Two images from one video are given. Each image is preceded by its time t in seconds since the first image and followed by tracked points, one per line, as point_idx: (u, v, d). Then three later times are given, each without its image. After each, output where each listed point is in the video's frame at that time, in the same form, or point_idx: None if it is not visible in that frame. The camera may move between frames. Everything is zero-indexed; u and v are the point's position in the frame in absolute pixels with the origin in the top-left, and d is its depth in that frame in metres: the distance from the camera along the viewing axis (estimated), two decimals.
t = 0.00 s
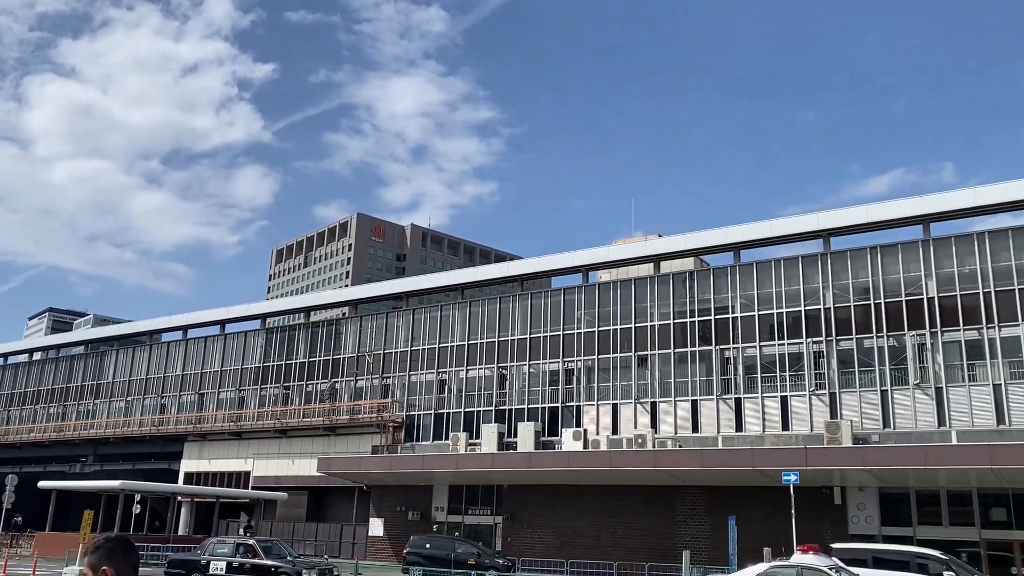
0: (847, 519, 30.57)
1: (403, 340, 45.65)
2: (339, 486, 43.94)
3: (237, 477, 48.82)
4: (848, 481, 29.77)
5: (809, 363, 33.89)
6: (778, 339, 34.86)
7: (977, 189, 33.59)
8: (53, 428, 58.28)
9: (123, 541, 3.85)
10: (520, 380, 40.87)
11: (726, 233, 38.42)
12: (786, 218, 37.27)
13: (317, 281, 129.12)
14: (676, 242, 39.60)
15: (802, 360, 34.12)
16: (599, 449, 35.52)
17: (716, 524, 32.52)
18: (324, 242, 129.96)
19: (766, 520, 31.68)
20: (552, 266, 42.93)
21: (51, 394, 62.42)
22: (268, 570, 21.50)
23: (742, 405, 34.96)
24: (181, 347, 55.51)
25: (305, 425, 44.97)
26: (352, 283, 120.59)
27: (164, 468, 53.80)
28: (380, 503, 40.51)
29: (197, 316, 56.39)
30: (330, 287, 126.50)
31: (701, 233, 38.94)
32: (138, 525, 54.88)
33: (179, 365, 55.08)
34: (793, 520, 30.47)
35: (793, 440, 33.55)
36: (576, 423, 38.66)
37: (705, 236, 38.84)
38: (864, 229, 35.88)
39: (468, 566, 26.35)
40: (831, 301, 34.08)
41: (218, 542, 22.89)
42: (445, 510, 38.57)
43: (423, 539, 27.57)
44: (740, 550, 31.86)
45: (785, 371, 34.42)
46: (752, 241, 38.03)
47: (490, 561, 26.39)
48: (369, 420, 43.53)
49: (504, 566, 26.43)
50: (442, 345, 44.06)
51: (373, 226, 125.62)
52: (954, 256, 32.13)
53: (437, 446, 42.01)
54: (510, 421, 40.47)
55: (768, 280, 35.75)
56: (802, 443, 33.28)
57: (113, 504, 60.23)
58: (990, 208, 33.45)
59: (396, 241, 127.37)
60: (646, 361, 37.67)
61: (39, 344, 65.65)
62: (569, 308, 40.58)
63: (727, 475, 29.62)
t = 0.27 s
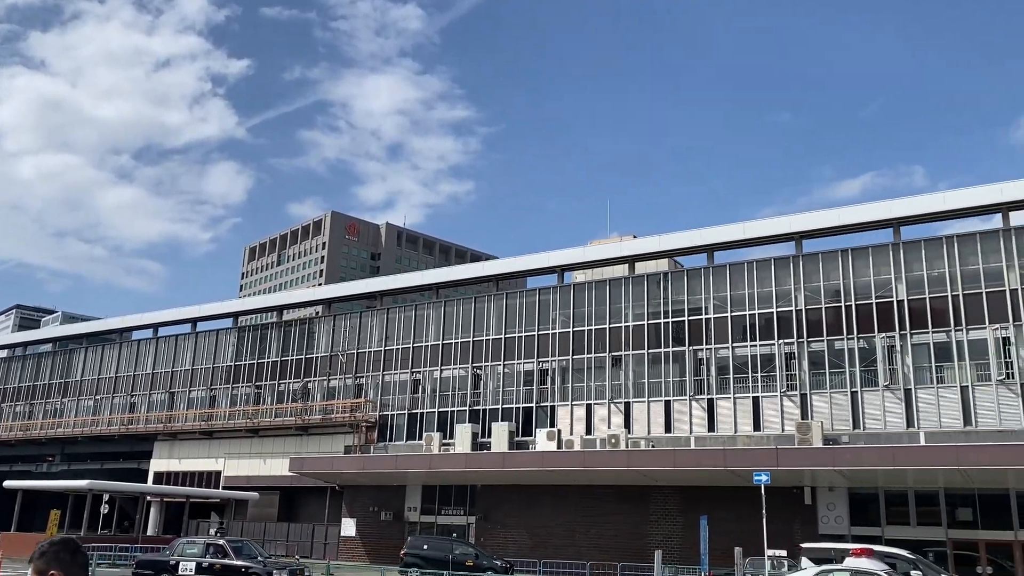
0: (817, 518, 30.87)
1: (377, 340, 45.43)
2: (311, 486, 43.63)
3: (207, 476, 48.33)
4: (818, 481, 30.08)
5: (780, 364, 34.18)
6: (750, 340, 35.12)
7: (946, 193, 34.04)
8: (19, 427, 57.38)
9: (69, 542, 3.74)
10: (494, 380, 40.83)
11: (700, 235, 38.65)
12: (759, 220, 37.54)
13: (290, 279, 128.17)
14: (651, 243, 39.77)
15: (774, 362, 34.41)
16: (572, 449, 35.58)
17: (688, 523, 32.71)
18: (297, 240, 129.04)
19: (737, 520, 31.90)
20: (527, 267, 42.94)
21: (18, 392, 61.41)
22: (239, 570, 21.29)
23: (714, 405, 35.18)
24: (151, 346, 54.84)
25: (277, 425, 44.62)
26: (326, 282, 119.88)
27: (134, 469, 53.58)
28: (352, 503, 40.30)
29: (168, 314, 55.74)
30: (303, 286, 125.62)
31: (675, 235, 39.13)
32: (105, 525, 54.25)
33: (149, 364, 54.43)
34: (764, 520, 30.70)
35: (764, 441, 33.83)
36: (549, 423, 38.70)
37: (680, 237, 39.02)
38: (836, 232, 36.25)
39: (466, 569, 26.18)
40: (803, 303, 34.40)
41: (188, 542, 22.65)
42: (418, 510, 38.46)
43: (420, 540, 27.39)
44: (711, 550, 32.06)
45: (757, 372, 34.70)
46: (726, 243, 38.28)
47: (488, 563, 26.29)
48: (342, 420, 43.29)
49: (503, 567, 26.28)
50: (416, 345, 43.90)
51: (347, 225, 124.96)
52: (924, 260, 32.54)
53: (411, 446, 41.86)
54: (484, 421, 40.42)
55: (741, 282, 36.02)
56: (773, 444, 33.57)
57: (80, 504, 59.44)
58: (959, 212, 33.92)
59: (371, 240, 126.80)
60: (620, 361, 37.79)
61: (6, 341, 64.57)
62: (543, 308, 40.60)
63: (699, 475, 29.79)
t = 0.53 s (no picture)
0: (789, 519, 31.15)
1: (351, 339, 45.20)
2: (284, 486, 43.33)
3: (179, 476, 47.83)
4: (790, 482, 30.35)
5: (753, 365, 34.46)
6: (724, 341, 35.38)
7: (917, 197, 34.49)
8: None
9: (19, 543, 3.84)
10: (469, 380, 40.79)
11: (675, 236, 38.87)
12: (733, 223, 37.81)
13: (264, 278, 127.17)
14: (626, 244, 39.93)
15: (747, 363, 34.69)
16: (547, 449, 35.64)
17: (661, 523, 32.87)
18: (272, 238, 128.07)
19: (709, 519, 32.10)
20: (503, 267, 42.94)
21: None
22: (210, 570, 21.05)
23: (688, 406, 35.39)
24: (122, 344, 54.18)
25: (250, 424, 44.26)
26: (300, 280, 119.13)
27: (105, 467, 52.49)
28: (325, 503, 40.07)
29: (139, 312, 55.10)
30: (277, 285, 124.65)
31: (651, 236, 39.32)
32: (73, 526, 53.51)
33: (120, 362, 53.77)
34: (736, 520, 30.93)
35: (737, 442, 34.08)
36: (524, 423, 38.73)
37: (655, 239, 39.22)
38: (809, 235, 36.60)
39: (464, 570, 25.96)
40: (776, 305, 34.71)
41: (158, 543, 22.36)
42: (392, 510, 38.34)
43: (417, 542, 27.17)
44: (684, 550, 32.23)
45: (730, 373, 34.95)
46: (701, 245, 38.51)
47: (486, 564, 26.09)
48: (315, 420, 43.04)
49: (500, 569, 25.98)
50: (391, 344, 43.74)
51: (323, 223, 124.18)
52: (895, 263, 32.95)
53: (385, 446, 41.70)
54: (459, 421, 40.35)
55: (715, 284, 36.27)
56: (746, 444, 33.83)
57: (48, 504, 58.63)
58: (928, 216, 34.38)
59: (346, 239, 126.19)
60: (595, 361, 37.90)
61: None
62: (519, 308, 40.63)
63: (673, 475, 29.95)
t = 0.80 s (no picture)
0: (762, 519, 31.41)
1: (326, 338, 44.93)
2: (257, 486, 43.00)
3: (150, 476, 47.33)
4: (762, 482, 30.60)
5: (727, 366, 34.72)
6: (699, 342, 35.61)
7: (889, 201, 34.91)
8: None
9: None
10: (445, 380, 40.72)
11: (651, 238, 39.05)
12: (709, 224, 38.04)
13: (238, 276, 126.14)
14: (603, 245, 40.05)
15: (721, 364, 34.93)
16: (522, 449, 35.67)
17: (635, 524, 33.00)
18: (247, 236, 127.04)
19: (683, 520, 32.28)
20: (479, 267, 42.90)
21: None
22: (181, 571, 20.85)
23: (662, 406, 35.58)
24: (93, 342, 53.50)
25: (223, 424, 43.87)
26: (275, 279, 118.32)
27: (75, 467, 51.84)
28: (299, 503, 39.82)
29: (111, 309, 54.44)
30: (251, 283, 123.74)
31: (627, 237, 39.47)
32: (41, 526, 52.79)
33: (91, 360, 53.10)
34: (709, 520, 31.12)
35: (711, 442, 34.27)
36: (500, 424, 38.73)
37: (630, 240, 39.40)
38: (783, 238, 36.92)
39: (461, 571, 25.57)
40: (750, 307, 34.97)
41: (128, 543, 22.10)
42: (366, 510, 38.19)
43: (413, 543, 26.80)
44: (657, 550, 32.39)
45: (704, 374, 35.18)
46: (677, 246, 38.71)
47: (483, 565, 25.83)
48: (289, 420, 42.76)
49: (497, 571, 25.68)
50: (366, 344, 43.55)
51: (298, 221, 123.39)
52: (867, 266, 33.33)
53: (360, 446, 41.50)
54: (434, 422, 40.25)
55: (690, 285, 36.49)
56: (719, 445, 34.03)
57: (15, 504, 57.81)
58: (900, 220, 34.80)
59: (322, 237, 125.50)
60: (571, 362, 37.98)
61: None
62: (495, 308, 40.63)
63: (647, 476, 30.07)
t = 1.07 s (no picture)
0: (735, 519, 31.64)
1: (302, 337, 44.66)
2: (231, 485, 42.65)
3: (122, 476, 46.80)
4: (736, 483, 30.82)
5: (703, 367, 34.94)
6: (674, 343, 35.80)
7: (864, 204, 35.28)
8: None
9: None
10: (421, 380, 40.62)
11: (628, 239, 39.19)
12: (686, 226, 38.24)
13: (212, 274, 125.03)
14: (580, 246, 40.14)
15: (697, 365, 35.14)
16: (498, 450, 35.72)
17: (610, 524, 33.11)
18: (222, 233, 125.94)
19: (657, 520, 32.43)
20: (457, 267, 42.82)
21: None
22: (153, 571, 20.65)
23: (639, 407, 35.73)
24: (64, 340, 52.81)
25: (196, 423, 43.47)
26: (250, 277, 117.44)
27: (44, 465, 51.02)
28: (273, 503, 39.57)
29: (82, 307, 53.76)
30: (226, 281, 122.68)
31: (604, 238, 39.59)
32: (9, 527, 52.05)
33: (61, 358, 52.41)
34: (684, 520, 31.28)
35: (686, 442, 34.44)
36: (476, 424, 38.70)
37: (607, 241, 39.54)
38: (758, 240, 37.20)
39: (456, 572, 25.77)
40: (725, 308, 35.21)
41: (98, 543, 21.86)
42: (341, 510, 38.03)
43: (409, 544, 26.82)
44: (632, 550, 32.50)
45: (680, 375, 35.37)
46: (654, 248, 38.87)
47: (478, 566, 25.99)
48: (263, 419, 42.46)
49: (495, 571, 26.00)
50: (342, 344, 43.35)
51: (275, 219, 122.52)
52: (841, 269, 33.66)
53: (335, 446, 41.28)
54: (410, 422, 40.14)
55: (667, 287, 36.67)
56: (694, 445, 34.21)
57: None
58: (873, 224, 35.19)
59: (298, 236, 124.75)
60: (548, 362, 38.03)
61: None
62: (473, 308, 40.58)
63: (622, 476, 30.20)
